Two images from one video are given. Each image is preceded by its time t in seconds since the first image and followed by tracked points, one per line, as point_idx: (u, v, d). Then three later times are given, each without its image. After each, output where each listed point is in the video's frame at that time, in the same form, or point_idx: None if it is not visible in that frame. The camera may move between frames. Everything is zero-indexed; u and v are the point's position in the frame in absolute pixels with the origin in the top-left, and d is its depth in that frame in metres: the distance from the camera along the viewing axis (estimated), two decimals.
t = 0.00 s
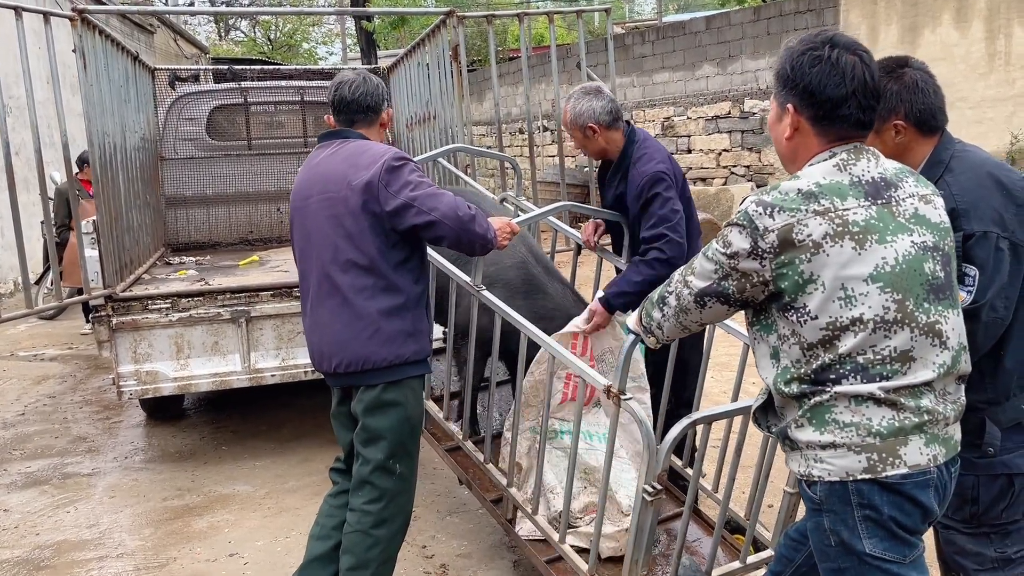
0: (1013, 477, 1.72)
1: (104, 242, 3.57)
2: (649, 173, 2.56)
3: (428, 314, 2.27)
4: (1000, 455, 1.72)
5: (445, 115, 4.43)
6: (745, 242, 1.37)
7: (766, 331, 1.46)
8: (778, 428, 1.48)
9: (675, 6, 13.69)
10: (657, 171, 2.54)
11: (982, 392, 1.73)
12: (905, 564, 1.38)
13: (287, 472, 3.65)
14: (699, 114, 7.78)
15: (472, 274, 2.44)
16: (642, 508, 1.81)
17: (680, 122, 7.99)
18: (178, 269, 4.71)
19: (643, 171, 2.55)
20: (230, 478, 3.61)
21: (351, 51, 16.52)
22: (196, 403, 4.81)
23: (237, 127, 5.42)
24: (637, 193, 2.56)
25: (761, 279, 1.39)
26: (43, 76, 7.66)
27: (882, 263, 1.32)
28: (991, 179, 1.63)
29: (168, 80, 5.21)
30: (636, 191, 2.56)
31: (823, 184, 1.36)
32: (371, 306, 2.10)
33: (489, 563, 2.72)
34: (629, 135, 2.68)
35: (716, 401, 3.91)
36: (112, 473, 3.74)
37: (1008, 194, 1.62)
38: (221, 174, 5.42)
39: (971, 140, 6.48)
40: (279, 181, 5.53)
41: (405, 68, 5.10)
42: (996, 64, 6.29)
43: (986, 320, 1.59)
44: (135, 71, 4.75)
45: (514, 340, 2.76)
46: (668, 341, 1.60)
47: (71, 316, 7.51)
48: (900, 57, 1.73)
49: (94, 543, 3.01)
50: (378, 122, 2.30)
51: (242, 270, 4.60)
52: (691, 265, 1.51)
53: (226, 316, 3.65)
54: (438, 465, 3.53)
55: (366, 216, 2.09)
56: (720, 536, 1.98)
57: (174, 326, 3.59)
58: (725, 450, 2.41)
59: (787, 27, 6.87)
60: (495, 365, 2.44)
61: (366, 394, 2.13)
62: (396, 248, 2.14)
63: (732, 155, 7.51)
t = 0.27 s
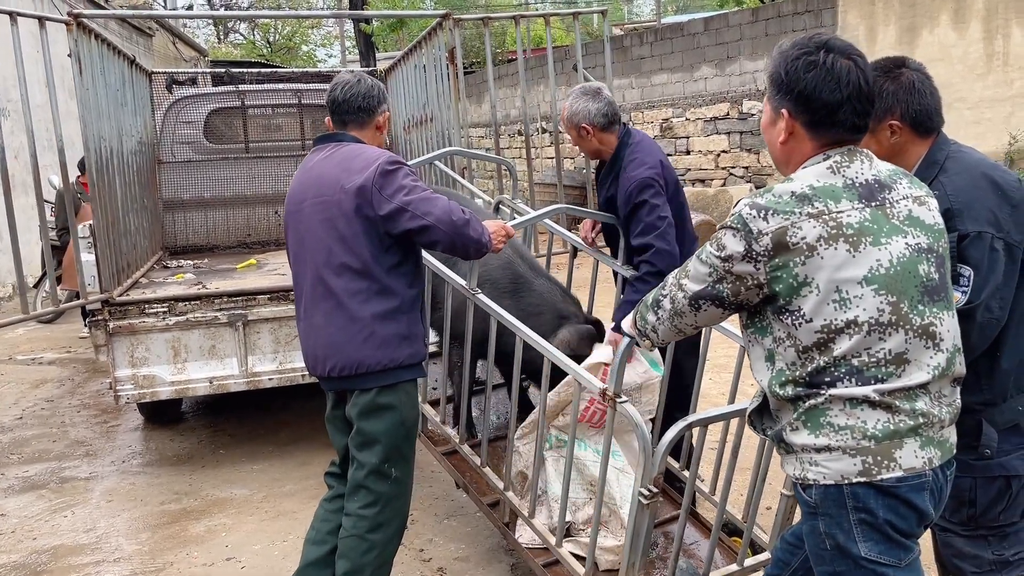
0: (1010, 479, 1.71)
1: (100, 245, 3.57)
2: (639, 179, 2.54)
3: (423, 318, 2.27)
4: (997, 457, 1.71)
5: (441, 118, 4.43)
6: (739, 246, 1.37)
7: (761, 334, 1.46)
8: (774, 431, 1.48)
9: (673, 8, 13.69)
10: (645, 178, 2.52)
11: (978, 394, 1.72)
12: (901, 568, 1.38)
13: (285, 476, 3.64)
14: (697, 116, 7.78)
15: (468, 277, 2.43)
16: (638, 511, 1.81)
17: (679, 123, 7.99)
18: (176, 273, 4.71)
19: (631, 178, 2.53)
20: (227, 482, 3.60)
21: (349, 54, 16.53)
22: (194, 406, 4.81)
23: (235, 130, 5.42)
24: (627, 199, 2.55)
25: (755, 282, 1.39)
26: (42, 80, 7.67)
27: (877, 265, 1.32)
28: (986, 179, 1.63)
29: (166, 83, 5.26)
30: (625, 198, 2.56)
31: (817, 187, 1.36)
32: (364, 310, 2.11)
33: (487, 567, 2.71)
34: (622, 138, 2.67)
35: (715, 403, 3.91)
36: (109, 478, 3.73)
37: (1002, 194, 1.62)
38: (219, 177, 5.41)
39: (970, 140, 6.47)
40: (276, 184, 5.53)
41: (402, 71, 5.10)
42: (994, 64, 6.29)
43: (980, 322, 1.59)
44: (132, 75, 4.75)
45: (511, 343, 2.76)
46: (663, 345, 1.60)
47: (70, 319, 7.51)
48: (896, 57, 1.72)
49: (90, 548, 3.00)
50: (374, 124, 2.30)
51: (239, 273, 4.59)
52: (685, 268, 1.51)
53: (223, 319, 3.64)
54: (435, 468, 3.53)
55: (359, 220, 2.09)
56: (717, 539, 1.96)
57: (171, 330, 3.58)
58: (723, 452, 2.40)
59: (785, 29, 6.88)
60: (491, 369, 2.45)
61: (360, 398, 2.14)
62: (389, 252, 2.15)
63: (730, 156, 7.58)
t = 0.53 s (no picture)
0: (1005, 485, 1.69)
1: (91, 249, 3.55)
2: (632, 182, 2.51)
3: (412, 321, 2.27)
4: (991, 463, 1.69)
5: (436, 120, 4.40)
6: (726, 250, 1.36)
7: (750, 339, 1.44)
8: (763, 438, 1.46)
9: (673, 9, 13.68)
10: (637, 181, 2.49)
11: (972, 398, 1.70)
12: None
13: (278, 481, 3.62)
14: (696, 117, 7.77)
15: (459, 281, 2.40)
16: (629, 518, 1.78)
17: (678, 125, 7.97)
18: (170, 276, 4.69)
19: (624, 180, 2.50)
20: (220, 488, 3.58)
21: (349, 56, 16.51)
22: (189, 411, 4.78)
23: (230, 133, 5.40)
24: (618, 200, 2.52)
25: (743, 287, 1.37)
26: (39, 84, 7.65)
27: (866, 269, 1.31)
28: (978, 182, 1.61)
29: (161, 86, 5.31)
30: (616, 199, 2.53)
31: (805, 190, 1.34)
32: (352, 314, 2.10)
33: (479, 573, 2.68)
34: (618, 140, 2.65)
35: (711, 406, 3.88)
36: (101, 483, 3.71)
37: (994, 197, 1.60)
38: (214, 180, 5.38)
39: (970, 141, 6.45)
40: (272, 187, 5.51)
41: (398, 73, 5.08)
42: (993, 65, 6.27)
43: (973, 326, 1.56)
44: (126, 78, 4.73)
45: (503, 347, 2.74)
46: (651, 351, 1.58)
47: (67, 323, 7.48)
48: (889, 58, 1.69)
49: (81, 555, 2.97)
50: (365, 127, 2.27)
51: (233, 277, 4.57)
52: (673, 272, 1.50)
53: (216, 323, 3.62)
54: (429, 474, 3.50)
55: (348, 223, 2.08)
56: (710, 544, 1.97)
57: (163, 334, 3.56)
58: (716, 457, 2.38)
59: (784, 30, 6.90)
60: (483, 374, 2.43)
61: (348, 403, 2.15)
62: (378, 255, 2.13)
63: (729, 158, 7.54)
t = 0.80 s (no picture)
0: (998, 496, 1.64)
1: (78, 254, 3.51)
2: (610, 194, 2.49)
3: (394, 327, 2.23)
4: (983, 473, 1.64)
5: (428, 123, 4.36)
6: (705, 256, 1.32)
7: (732, 348, 1.40)
8: (745, 450, 1.42)
9: (675, 11, 13.64)
10: (617, 195, 2.46)
11: (964, 407, 1.65)
12: None
13: (267, 489, 3.58)
14: (695, 119, 7.73)
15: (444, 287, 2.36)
16: (612, 530, 1.74)
17: (677, 127, 7.94)
18: (161, 281, 4.65)
19: (603, 193, 2.49)
20: (208, 495, 3.53)
21: (351, 59, 16.49)
22: (180, 417, 4.74)
23: (224, 136, 5.36)
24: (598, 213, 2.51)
25: (722, 295, 1.33)
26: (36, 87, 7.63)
27: (848, 276, 1.27)
28: (967, 185, 1.56)
29: (153, 89, 5.26)
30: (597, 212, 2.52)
31: (785, 195, 1.31)
32: (333, 321, 2.06)
33: None
34: (604, 148, 2.62)
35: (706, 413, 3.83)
36: (88, 490, 3.67)
37: (983, 201, 1.55)
38: (207, 183, 5.34)
39: (970, 143, 6.39)
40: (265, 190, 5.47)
41: (391, 75, 5.04)
42: (994, 66, 6.23)
43: (963, 332, 1.52)
44: (116, 81, 4.70)
45: (490, 354, 2.69)
46: (633, 359, 1.54)
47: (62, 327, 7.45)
48: (877, 58, 1.65)
49: (64, 564, 2.94)
50: (347, 130, 2.23)
51: (224, 281, 4.53)
52: (653, 279, 1.46)
53: (203, 329, 3.58)
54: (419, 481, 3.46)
55: (328, 227, 2.04)
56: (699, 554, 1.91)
57: (150, 340, 3.52)
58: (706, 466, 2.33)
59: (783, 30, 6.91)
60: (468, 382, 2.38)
61: (328, 411, 2.11)
62: (359, 261, 2.10)
63: (728, 160, 7.51)
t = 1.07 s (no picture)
0: (991, 506, 1.61)
1: (70, 258, 3.49)
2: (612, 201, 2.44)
3: (382, 333, 2.21)
4: (976, 482, 1.61)
5: (425, 126, 4.34)
6: (687, 264, 1.30)
7: (716, 357, 1.38)
8: (731, 460, 1.40)
9: (679, 13, 13.61)
10: (615, 201, 2.42)
11: (956, 415, 1.61)
12: None
13: (260, 494, 3.55)
14: (697, 122, 7.70)
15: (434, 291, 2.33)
16: (600, 539, 1.71)
17: (680, 130, 7.91)
18: (157, 285, 4.63)
19: (605, 199, 2.44)
20: (200, 501, 3.51)
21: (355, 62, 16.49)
22: (177, 421, 4.73)
23: (222, 139, 5.35)
24: (599, 219, 2.46)
25: (705, 303, 1.31)
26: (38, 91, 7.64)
27: (833, 283, 1.25)
28: (959, 189, 1.54)
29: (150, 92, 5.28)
30: (597, 218, 2.47)
31: (768, 202, 1.29)
32: (319, 326, 2.05)
33: None
34: (599, 154, 2.60)
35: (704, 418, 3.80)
36: (81, 495, 3.65)
37: (975, 205, 1.53)
38: (204, 187, 5.32)
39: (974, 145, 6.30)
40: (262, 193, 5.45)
41: (389, 78, 5.01)
42: (998, 68, 6.17)
43: (954, 339, 1.49)
44: (113, 84, 4.69)
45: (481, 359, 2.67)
46: (619, 368, 1.52)
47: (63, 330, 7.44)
48: (867, 61, 1.62)
49: (53, 570, 2.91)
50: (331, 134, 2.21)
51: (220, 285, 4.52)
52: (638, 288, 1.44)
53: (197, 333, 3.57)
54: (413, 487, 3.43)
55: (313, 232, 2.03)
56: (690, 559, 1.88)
57: (143, 344, 3.50)
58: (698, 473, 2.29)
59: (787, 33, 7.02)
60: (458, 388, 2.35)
61: (315, 418, 2.09)
62: (345, 265, 2.08)
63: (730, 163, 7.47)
